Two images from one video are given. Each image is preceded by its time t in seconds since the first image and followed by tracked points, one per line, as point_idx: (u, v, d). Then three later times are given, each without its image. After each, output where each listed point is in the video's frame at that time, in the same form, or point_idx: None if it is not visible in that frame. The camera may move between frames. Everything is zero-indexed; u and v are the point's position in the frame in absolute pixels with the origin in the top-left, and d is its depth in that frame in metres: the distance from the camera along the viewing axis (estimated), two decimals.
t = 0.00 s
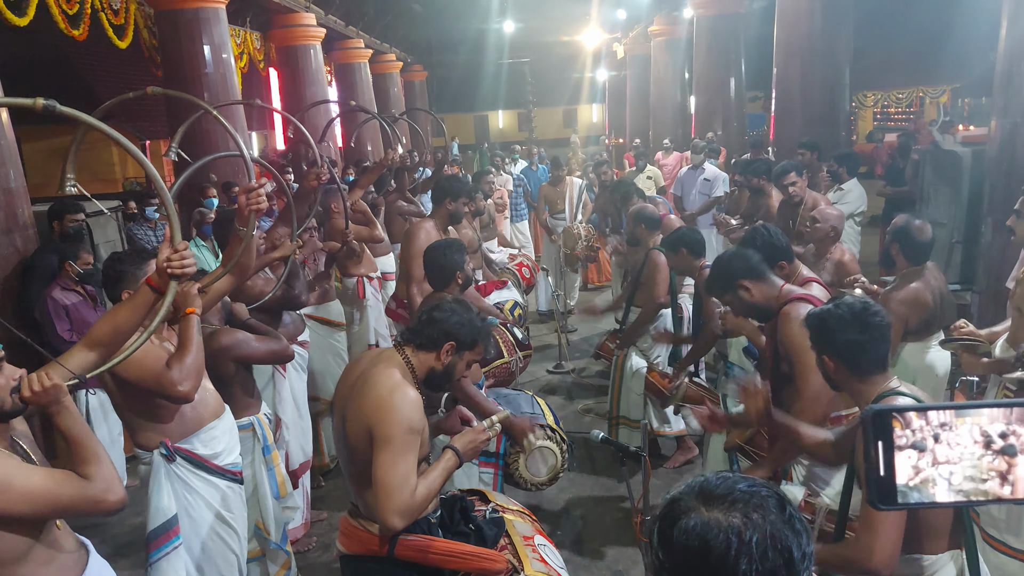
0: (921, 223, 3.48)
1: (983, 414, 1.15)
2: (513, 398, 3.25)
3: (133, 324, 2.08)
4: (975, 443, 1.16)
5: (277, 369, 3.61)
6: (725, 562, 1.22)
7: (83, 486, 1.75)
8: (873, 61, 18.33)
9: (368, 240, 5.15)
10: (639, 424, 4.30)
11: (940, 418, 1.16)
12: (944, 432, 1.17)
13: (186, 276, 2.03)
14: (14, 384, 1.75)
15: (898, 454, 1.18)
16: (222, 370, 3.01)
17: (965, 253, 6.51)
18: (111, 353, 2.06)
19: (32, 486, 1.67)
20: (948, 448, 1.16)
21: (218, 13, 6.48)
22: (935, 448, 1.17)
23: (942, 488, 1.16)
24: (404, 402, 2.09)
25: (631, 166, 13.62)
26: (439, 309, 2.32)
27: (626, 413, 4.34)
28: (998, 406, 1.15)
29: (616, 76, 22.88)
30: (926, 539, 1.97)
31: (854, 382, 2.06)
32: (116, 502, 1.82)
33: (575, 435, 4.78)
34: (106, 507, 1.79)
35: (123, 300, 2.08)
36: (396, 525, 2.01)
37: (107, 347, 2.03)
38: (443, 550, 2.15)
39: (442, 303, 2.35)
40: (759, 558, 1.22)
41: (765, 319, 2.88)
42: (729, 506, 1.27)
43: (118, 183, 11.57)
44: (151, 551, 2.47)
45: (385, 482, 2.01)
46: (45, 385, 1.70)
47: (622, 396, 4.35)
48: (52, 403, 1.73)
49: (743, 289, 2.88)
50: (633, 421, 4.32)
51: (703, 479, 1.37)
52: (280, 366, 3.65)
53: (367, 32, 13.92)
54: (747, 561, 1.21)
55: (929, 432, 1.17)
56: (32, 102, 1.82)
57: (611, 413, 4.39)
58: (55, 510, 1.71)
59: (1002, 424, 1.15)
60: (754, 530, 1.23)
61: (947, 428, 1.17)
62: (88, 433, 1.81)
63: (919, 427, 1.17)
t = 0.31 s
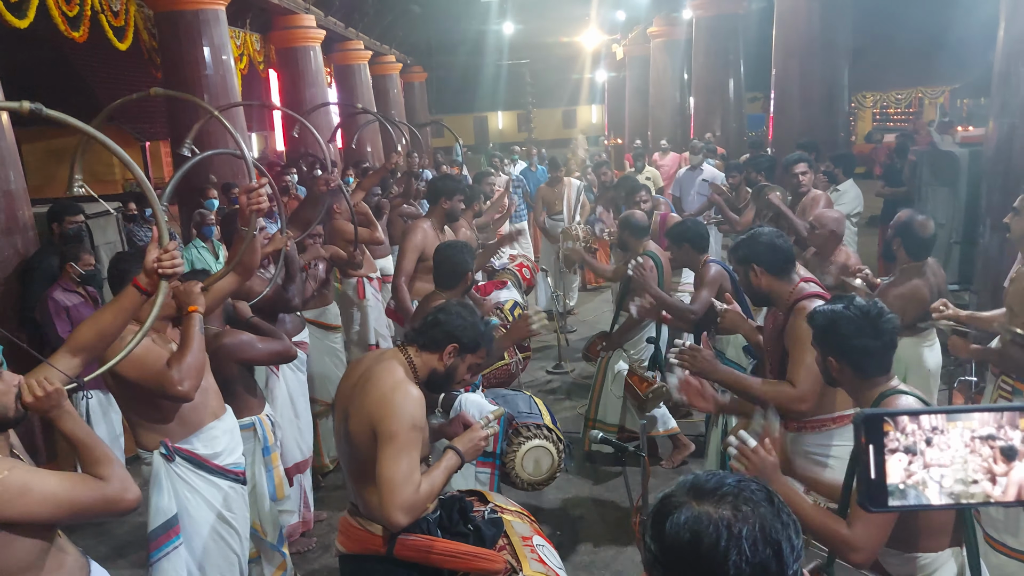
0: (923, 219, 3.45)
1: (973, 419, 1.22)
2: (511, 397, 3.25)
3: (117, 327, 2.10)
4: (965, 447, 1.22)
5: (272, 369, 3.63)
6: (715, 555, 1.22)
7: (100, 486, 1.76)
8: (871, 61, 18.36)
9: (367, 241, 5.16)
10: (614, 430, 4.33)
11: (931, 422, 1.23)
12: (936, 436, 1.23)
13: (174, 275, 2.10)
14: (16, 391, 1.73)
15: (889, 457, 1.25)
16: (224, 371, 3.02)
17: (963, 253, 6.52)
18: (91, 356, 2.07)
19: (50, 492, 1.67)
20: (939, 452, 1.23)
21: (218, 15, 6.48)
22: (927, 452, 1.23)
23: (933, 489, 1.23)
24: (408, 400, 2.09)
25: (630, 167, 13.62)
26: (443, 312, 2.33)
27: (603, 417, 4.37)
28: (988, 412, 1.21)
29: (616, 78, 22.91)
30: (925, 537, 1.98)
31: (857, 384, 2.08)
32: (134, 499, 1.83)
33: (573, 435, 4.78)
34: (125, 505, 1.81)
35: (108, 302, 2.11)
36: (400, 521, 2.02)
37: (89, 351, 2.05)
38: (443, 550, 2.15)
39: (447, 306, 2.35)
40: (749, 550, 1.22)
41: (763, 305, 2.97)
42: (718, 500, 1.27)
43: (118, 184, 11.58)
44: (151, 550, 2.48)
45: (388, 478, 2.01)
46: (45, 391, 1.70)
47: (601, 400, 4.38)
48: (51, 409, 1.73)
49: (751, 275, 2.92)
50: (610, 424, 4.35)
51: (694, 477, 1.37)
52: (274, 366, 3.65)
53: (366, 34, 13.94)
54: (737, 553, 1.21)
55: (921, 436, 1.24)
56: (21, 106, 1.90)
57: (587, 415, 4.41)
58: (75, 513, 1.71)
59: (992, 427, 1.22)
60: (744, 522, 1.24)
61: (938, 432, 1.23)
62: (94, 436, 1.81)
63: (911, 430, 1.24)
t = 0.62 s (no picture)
0: (924, 218, 3.49)
1: (965, 415, 1.23)
2: (509, 400, 3.26)
3: (103, 327, 2.16)
4: (956, 442, 1.24)
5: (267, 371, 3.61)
6: (706, 557, 1.22)
7: (113, 484, 1.80)
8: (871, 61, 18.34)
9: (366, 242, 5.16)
10: (614, 424, 4.29)
11: (922, 418, 1.24)
12: (927, 432, 1.24)
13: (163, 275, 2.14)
14: (17, 394, 1.70)
15: (881, 453, 1.25)
16: (225, 372, 3.02)
17: (963, 252, 6.50)
18: (79, 357, 2.13)
19: (66, 492, 1.69)
20: (932, 447, 1.23)
21: (217, 16, 6.49)
22: (920, 448, 1.24)
23: (925, 485, 1.24)
24: (403, 399, 2.09)
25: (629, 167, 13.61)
26: (432, 307, 2.33)
27: (605, 413, 4.32)
28: (980, 408, 1.22)
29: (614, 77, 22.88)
30: (925, 536, 1.97)
31: (832, 381, 2.06)
32: (145, 496, 1.88)
33: (573, 436, 4.78)
34: (136, 502, 1.85)
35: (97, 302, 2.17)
36: (398, 519, 2.01)
37: (76, 351, 2.10)
38: (443, 550, 2.15)
39: (436, 301, 2.35)
40: (739, 554, 1.22)
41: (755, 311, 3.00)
42: (710, 504, 1.27)
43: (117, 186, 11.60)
44: (149, 549, 2.49)
45: (386, 477, 2.01)
46: (48, 393, 1.70)
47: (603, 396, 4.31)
48: (52, 412, 1.73)
49: (738, 283, 2.95)
50: (611, 419, 4.31)
51: (686, 478, 1.37)
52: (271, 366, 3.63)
53: (366, 34, 13.94)
54: (728, 557, 1.22)
55: (913, 432, 1.25)
56: (10, 111, 1.94)
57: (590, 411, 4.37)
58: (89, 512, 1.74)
59: (985, 423, 1.23)
60: (735, 527, 1.24)
61: (930, 428, 1.24)
62: (98, 437, 1.84)
63: (903, 426, 1.25)
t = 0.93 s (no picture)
0: (921, 217, 3.43)
1: (963, 415, 1.23)
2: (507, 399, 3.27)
3: (99, 324, 2.17)
4: (954, 441, 1.23)
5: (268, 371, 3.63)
6: (707, 559, 1.22)
7: (118, 477, 1.82)
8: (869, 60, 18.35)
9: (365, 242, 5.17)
10: (620, 424, 4.31)
11: (921, 419, 1.24)
12: (926, 433, 1.24)
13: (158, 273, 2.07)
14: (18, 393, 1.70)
15: (880, 454, 1.25)
16: (227, 372, 3.03)
17: (962, 251, 6.51)
18: (74, 355, 2.16)
19: (72, 486, 1.71)
20: (930, 447, 1.24)
21: (216, 16, 6.49)
22: (918, 448, 1.24)
23: (924, 486, 1.24)
24: (401, 398, 2.09)
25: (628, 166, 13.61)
26: (431, 306, 2.34)
27: (611, 411, 4.34)
28: (977, 407, 1.23)
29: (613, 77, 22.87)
30: (925, 534, 1.97)
31: (842, 380, 2.07)
32: (151, 488, 1.90)
33: (572, 435, 4.78)
34: (142, 495, 1.87)
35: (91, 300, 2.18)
36: (396, 518, 2.00)
37: (72, 349, 2.14)
38: (443, 549, 2.15)
39: (434, 300, 2.36)
40: (741, 554, 1.22)
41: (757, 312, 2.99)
42: (712, 505, 1.28)
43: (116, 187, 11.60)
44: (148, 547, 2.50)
45: (384, 475, 2.00)
46: (49, 391, 1.70)
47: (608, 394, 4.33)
48: (54, 409, 1.73)
49: (736, 285, 2.95)
50: (617, 418, 4.32)
51: (687, 479, 1.38)
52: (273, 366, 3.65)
53: (364, 35, 13.93)
54: (730, 557, 1.22)
55: (912, 433, 1.25)
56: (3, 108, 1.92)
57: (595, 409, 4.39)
58: (96, 505, 1.76)
59: (982, 424, 1.23)
60: (737, 528, 1.24)
61: (928, 428, 1.24)
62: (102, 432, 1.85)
63: (901, 426, 1.25)
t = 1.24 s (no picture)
0: (918, 216, 3.43)
1: (969, 417, 1.23)
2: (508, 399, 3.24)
3: (103, 320, 2.14)
4: (959, 443, 1.23)
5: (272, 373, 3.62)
6: (711, 559, 1.22)
7: (120, 470, 1.84)
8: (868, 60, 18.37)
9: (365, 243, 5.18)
10: (617, 431, 4.32)
11: (926, 420, 1.24)
12: (931, 434, 1.24)
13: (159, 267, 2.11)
14: (21, 387, 1.74)
15: (885, 455, 1.25)
16: (229, 373, 3.03)
17: (962, 251, 6.52)
18: (79, 351, 2.13)
19: (75, 480, 1.74)
20: (936, 448, 1.24)
21: (215, 17, 6.48)
22: (923, 449, 1.24)
23: (929, 488, 1.24)
24: (399, 398, 2.09)
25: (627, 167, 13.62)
26: (429, 305, 2.33)
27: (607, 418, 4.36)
28: (982, 409, 1.22)
29: (612, 77, 22.87)
30: (926, 532, 1.98)
31: (861, 382, 2.09)
32: (151, 482, 1.92)
33: (573, 436, 4.79)
34: (144, 488, 1.90)
35: (96, 296, 2.14)
36: (395, 518, 2.00)
37: (76, 346, 2.10)
38: (442, 549, 2.15)
39: (433, 299, 2.35)
40: (743, 554, 1.22)
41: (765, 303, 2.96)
42: (712, 503, 1.28)
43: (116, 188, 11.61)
44: (145, 546, 2.52)
45: (383, 475, 2.01)
46: (51, 386, 1.74)
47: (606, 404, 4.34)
48: (58, 403, 1.77)
49: (750, 275, 2.92)
50: (613, 426, 4.33)
51: (687, 478, 1.37)
52: (274, 370, 3.66)
53: (363, 35, 13.94)
54: (733, 557, 1.22)
55: (917, 434, 1.25)
56: (5, 106, 1.88)
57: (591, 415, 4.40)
58: (98, 498, 1.78)
59: (988, 424, 1.23)
60: (739, 526, 1.24)
61: (934, 429, 1.24)
62: (103, 426, 1.87)
63: (907, 427, 1.25)
